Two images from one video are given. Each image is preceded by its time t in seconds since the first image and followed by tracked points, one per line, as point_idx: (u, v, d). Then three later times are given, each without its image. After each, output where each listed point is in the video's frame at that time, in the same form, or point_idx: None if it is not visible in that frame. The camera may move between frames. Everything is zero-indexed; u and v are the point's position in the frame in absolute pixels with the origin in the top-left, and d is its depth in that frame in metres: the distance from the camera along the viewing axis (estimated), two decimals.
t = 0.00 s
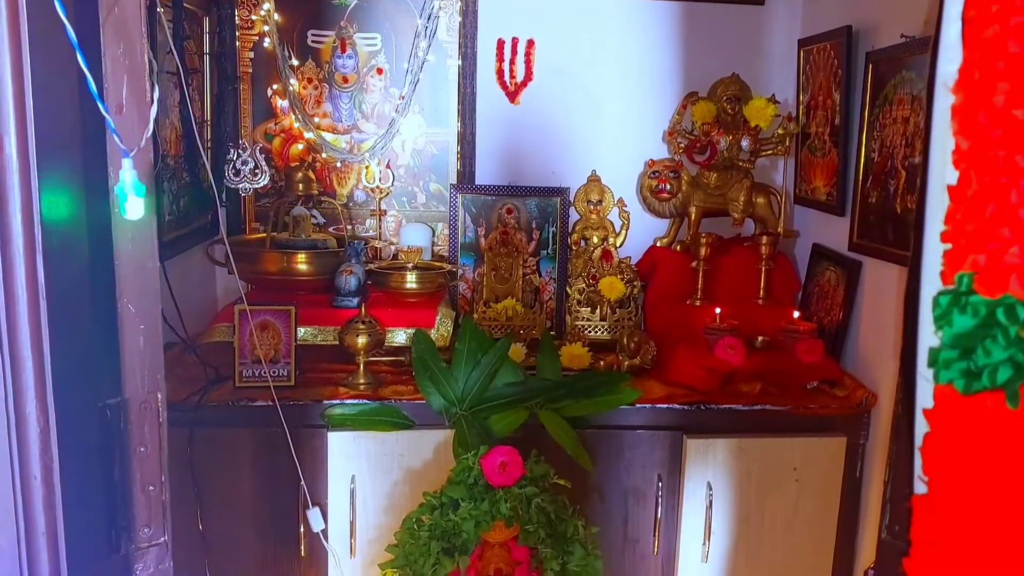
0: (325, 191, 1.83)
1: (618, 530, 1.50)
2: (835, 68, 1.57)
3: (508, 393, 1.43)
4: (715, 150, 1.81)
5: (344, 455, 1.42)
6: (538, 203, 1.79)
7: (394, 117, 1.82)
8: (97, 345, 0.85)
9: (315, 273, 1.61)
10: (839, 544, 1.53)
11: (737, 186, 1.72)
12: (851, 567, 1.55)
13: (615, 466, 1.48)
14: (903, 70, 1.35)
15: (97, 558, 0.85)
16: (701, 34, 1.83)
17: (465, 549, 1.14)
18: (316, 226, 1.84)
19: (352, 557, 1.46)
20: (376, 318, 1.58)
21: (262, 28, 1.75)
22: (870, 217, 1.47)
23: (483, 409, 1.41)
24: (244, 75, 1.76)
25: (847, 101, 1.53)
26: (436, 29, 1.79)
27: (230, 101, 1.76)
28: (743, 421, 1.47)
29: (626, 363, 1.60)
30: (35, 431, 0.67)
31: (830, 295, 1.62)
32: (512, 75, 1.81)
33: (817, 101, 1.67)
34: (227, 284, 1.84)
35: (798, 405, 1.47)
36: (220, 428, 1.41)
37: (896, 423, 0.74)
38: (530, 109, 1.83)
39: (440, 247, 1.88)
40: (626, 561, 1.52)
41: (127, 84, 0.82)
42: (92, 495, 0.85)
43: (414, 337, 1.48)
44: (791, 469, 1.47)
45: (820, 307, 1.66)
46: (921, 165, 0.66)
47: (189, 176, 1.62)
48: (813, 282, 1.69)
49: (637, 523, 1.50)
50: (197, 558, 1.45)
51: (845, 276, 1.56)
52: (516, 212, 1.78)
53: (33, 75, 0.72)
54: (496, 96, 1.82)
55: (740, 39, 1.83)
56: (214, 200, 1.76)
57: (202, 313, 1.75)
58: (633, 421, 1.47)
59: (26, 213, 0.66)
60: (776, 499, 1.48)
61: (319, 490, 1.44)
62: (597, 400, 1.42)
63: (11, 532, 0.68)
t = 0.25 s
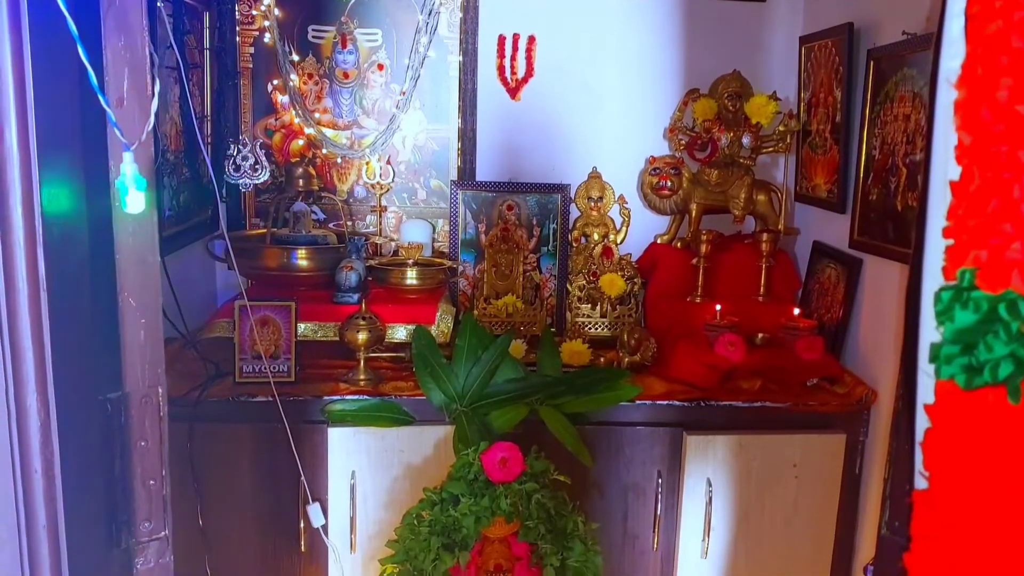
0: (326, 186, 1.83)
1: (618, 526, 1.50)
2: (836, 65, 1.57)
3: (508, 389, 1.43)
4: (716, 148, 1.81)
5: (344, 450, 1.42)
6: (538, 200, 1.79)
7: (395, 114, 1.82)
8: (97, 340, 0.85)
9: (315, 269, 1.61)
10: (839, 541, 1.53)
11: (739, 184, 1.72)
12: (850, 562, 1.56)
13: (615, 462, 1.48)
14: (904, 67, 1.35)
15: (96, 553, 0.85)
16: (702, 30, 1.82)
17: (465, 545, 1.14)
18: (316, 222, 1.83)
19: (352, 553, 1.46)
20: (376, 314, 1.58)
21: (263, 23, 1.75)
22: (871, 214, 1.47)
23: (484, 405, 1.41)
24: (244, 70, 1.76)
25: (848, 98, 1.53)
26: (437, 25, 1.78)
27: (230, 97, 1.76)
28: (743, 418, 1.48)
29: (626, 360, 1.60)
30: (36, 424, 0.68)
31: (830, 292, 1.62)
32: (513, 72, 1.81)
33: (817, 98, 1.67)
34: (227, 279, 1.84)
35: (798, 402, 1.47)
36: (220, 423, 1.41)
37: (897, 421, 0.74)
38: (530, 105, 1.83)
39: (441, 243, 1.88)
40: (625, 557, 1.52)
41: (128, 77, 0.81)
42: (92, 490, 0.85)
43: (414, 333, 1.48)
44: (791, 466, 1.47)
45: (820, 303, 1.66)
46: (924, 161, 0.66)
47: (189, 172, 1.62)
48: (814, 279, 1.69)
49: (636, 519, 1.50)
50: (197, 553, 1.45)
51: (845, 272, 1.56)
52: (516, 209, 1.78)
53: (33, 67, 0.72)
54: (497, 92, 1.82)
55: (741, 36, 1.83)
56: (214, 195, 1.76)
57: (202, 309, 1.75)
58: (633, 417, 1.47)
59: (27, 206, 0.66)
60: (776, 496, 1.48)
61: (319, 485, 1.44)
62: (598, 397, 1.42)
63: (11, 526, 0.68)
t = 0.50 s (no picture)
0: (326, 179, 1.83)
1: (618, 519, 1.51)
2: (838, 58, 1.57)
3: (509, 382, 1.43)
4: (716, 141, 1.80)
5: (345, 443, 1.42)
6: (538, 193, 1.78)
7: (395, 107, 1.81)
8: (99, 332, 0.85)
9: (315, 263, 1.61)
10: (838, 533, 1.54)
11: (740, 177, 1.71)
12: (849, 555, 1.56)
13: (615, 455, 1.48)
14: (907, 60, 1.35)
15: (98, 543, 0.85)
16: (704, 23, 1.82)
17: (466, 537, 1.15)
18: (317, 215, 1.83)
19: (353, 545, 1.46)
20: (377, 307, 1.58)
21: (263, 16, 1.74)
22: (872, 208, 1.47)
23: (484, 398, 1.41)
24: (245, 63, 1.75)
25: (850, 91, 1.53)
26: (437, 18, 1.78)
27: (231, 89, 1.75)
28: (743, 412, 1.48)
29: (626, 354, 1.60)
30: (38, 417, 0.68)
31: (831, 286, 1.62)
32: (514, 64, 1.81)
33: (819, 91, 1.67)
34: (228, 273, 1.84)
35: (799, 396, 1.47)
36: (221, 416, 1.41)
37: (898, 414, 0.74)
38: (531, 98, 1.83)
39: (441, 237, 1.87)
40: (626, 550, 1.52)
41: (129, 68, 0.81)
42: (95, 482, 0.85)
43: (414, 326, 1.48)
44: (791, 459, 1.47)
45: (821, 297, 1.66)
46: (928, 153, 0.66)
47: (190, 165, 1.62)
48: (814, 273, 1.69)
49: (637, 512, 1.51)
50: (199, 544, 1.45)
51: (846, 266, 1.56)
52: (517, 202, 1.78)
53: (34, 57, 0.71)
54: (497, 85, 1.82)
55: (742, 29, 1.82)
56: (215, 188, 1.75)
57: (202, 302, 1.75)
58: (634, 410, 1.47)
59: (29, 197, 0.66)
60: (777, 489, 1.48)
61: (320, 478, 1.44)
62: (599, 390, 1.42)
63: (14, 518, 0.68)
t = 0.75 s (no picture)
0: (325, 171, 1.82)
1: (618, 510, 1.51)
2: (839, 48, 1.56)
3: (509, 373, 1.43)
4: (717, 132, 1.80)
5: (345, 434, 1.42)
6: (536, 185, 1.77)
7: (394, 98, 1.81)
8: (97, 323, 0.85)
9: (315, 254, 1.61)
10: (837, 523, 1.54)
11: (740, 168, 1.70)
12: (848, 545, 1.57)
13: (614, 446, 1.48)
14: (908, 51, 1.35)
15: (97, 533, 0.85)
16: (704, 14, 1.81)
17: (466, 527, 1.15)
18: (316, 207, 1.83)
19: (353, 535, 1.47)
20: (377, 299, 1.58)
21: (262, 6, 1.73)
22: (873, 199, 1.46)
23: (484, 389, 1.41)
24: (243, 54, 1.75)
25: (851, 82, 1.52)
26: (437, 9, 1.77)
27: (230, 80, 1.75)
28: (743, 403, 1.48)
29: (626, 345, 1.60)
30: (38, 406, 0.68)
31: (831, 277, 1.62)
32: (513, 55, 1.80)
33: (820, 82, 1.66)
34: (228, 264, 1.84)
35: (798, 387, 1.48)
36: (221, 407, 1.41)
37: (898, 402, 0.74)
38: (531, 89, 1.82)
39: (441, 229, 1.87)
40: (625, 540, 1.53)
41: (127, 57, 0.80)
42: (96, 471, 0.85)
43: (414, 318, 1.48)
44: (791, 450, 1.47)
45: (821, 288, 1.66)
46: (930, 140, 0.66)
47: (189, 156, 1.62)
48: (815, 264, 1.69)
49: (636, 503, 1.51)
50: (199, 534, 1.46)
51: (847, 257, 1.56)
52: (516, 193, 1.77)
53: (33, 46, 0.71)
54: (497, 75, 1.81)
55: (743, 19, 1.82)
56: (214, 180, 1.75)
57: (202, 294, 1.75)
58: (633, 401, 1.48)
59: (28, 186, 0.66)
60: (776, 480, 1.48)
61: (320, 469, 1.44)
62: (598, 381, 1.42)
63: (15, 506, 0.68)
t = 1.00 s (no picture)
0: (324, 154, 1.81)
1: (617, 492, 1.52)
2: (842, 30, 1.55)
3: (508, 357, 1.43)
4: (718, 115, 1.78)
5: (345, 417, 1.42)
6: (536, 168, 1.77)
7: (394, 80, 1.80)
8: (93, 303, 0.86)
9: (314, 237, 1.60)
10: (836, 505, 1.55)
11: (741, 150, 1.71)
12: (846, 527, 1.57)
13: (614, 429, 1.48)
14: (912, 32, 1.34)
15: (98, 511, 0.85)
16: None
17: (466, 509, 1.15)
18: (316, 189, 1.82)
19: (353, 518, 1.47)
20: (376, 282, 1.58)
21: None
22: (875, 182, 1.46)
23: (484, 372, 1.41)
24: (242, 35, 1.73)
25: (853, 63, 1.51)
26: None
27: (228, 62, 1.74)
28: (743, 386, 1.48)
29: (626, 329, 1.59)
30: (38, 384, 0.68)
31: (832, 261, 1.61)
32: (513, 37, 1.79)
33: (823, 64, 1.65)
34: (227, 248, 1.84)
35: (798, 370, 1.47)
36: (221, 389, 1.41)
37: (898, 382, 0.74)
38: (531, 72, 1.81)
39: (440, 212, 1.87)
40: (624, 522, 1.53)
41: (124, 34, 0.79)
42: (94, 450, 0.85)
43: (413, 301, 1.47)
44: (790, 434, 1.47)
45: (821, 272, 1.66)
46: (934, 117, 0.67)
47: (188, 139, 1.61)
48: (815, 248, 1.69)
49: (636, 485, 1.52)
50: (200, 516, 1.47)
51: (847, 240, 1.56)
52: (516, 176, 1.77)
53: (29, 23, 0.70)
54: (497, 57, 1.80)
55: (745, 1, 1.80)
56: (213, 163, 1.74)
57: (202, 277, 1.75)
58: (635, 384, 1.47)
59: (26, 165, 0.65)
60: (775, 463, 1.49)
61: (321, 452, 1.45)
62: (598, 364, 1.42)
63: (15, 484, 0.68)
